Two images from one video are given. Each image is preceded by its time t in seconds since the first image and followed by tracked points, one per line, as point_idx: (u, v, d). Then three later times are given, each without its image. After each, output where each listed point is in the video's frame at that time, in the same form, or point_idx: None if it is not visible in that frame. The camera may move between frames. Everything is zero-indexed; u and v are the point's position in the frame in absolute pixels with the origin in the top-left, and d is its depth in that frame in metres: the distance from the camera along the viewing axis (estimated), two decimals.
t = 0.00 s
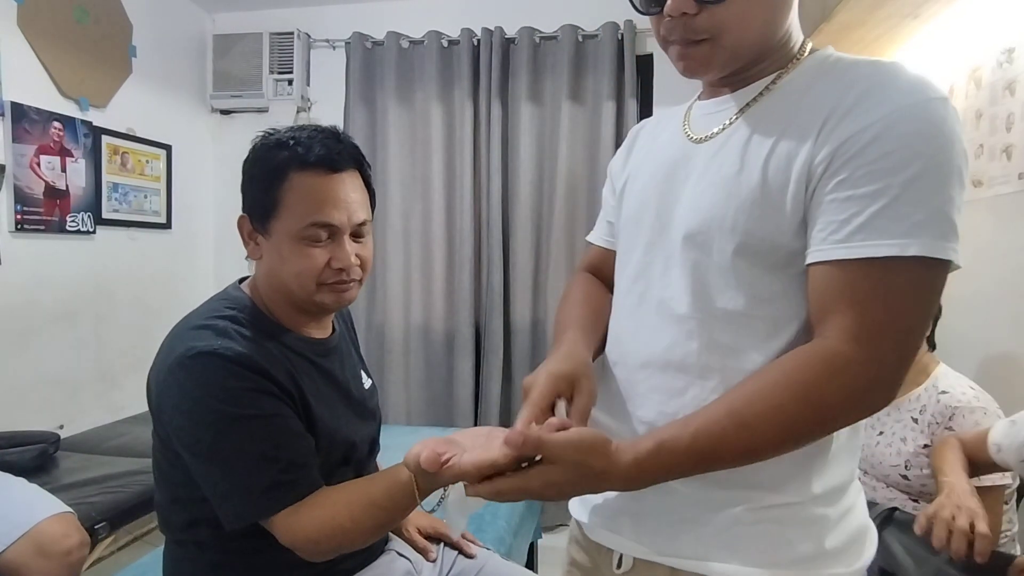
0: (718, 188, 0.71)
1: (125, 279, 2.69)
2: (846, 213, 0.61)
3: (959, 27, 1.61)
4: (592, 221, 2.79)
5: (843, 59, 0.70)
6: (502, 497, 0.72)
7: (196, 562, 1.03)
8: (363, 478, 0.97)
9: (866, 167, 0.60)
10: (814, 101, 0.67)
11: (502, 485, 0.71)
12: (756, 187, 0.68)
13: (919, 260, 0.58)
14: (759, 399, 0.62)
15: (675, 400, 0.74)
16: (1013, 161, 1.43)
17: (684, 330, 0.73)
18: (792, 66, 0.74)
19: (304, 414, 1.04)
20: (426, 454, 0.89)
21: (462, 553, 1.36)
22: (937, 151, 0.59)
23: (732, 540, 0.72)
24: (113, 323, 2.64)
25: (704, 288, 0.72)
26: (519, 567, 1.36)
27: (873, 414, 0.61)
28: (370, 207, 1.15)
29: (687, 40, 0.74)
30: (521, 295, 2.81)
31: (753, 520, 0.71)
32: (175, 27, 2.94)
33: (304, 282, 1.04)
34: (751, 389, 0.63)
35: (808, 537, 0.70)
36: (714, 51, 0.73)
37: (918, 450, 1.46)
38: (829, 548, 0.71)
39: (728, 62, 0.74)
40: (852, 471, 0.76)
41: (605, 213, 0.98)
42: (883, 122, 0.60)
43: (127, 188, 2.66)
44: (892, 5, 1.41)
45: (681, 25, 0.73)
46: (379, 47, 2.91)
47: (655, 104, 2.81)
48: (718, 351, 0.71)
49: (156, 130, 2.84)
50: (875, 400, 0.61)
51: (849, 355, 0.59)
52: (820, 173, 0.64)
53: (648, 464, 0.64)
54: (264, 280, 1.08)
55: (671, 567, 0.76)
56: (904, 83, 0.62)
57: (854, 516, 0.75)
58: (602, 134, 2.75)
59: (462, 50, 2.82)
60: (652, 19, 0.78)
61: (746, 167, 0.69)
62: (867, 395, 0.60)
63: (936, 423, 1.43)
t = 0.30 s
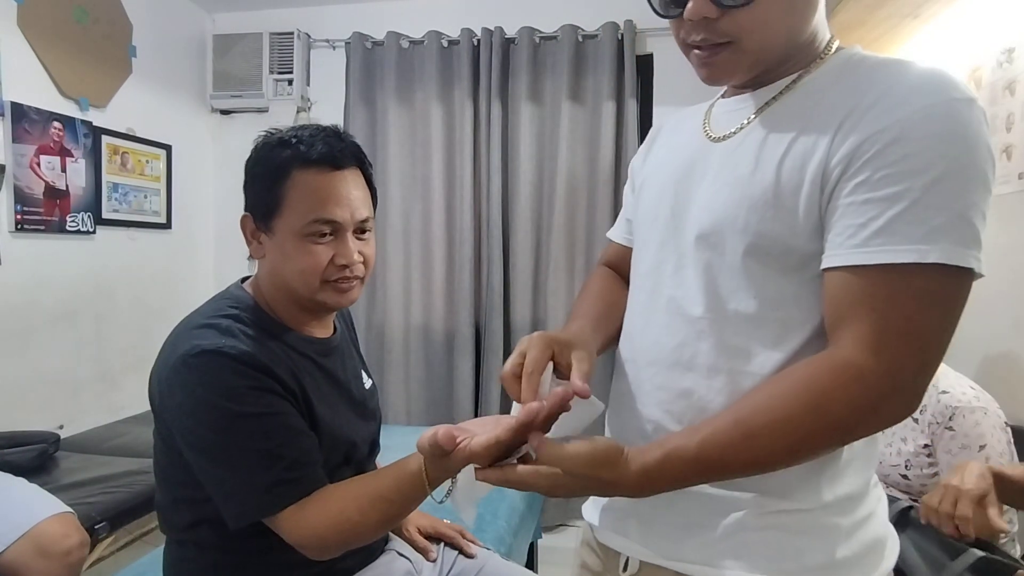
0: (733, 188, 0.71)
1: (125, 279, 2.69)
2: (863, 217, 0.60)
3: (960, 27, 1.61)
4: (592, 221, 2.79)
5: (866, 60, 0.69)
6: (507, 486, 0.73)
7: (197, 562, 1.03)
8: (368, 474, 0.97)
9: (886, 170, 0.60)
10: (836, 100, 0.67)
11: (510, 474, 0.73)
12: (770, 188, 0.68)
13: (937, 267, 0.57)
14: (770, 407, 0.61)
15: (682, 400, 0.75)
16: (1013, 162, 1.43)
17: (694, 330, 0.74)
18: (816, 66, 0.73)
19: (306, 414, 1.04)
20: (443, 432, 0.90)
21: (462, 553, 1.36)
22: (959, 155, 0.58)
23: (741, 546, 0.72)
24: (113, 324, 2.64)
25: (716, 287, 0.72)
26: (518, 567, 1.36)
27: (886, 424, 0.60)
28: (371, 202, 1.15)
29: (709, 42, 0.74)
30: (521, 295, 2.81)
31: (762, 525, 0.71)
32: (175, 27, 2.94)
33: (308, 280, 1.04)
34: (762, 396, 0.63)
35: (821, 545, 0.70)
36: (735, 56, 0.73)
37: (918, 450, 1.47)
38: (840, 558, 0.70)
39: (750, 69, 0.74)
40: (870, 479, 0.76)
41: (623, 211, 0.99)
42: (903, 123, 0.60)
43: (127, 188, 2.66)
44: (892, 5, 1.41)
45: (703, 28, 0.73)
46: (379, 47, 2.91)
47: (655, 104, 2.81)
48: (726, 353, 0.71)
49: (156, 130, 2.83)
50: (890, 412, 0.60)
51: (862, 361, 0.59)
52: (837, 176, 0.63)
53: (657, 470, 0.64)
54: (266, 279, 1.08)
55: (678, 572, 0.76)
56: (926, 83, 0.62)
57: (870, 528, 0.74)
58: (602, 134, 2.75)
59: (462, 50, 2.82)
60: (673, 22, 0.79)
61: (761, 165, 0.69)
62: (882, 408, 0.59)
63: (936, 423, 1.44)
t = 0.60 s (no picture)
0: (742, 185, 0.71)
1: (125, 279, 2.69)
2: (873, 217, 0.60)
3: (960, 28, 1.61)
4: (592, 221, 2.79)
5: (880, 59, 0.69)
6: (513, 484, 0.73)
7: (199, 561, 1.03)
8: (371, 474, 0.97)
9: (896, 168, 0.60)
10: (849, 98, 0.67)
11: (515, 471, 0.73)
12: (779, 185, 0.68)
13: (944, 267, 0.57)
14: (775, 406, 0.61)
15: (687, 398, 0.75)
16: (1014, 162, 1.43)
17: (700, 327, 0.74)
18: (830, 64, 0.73)
19: (308, 414, 1.04)
20: (451, 431, 0.89)
21: (462, 553, 1.36)
22: (970, 153, 0.58)
23: (745, 548, 0.72)
24: (113, 324, 2.64)
25: (723, 285, 0.72)
26: (518, 567, 1.36)
27: (891, 424, 0.60)
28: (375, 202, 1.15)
29: (720, 44, 0.74)
30: (521, 295, 2.81)
31: (767, 526, 0.71)
32: (175, 27, 2.94)
33: (312, 279, 1.04)
34: (767, 395, 0.63)
35: (826, 549, 0.70)
36: (749, 58, 0.73)
37: (918, 450, 1.47)
38: (846, 560, 0.70)
39: (761, 70, 0.75)
40: (878, 482, 0.76)
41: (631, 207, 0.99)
42: (916, 123, 0.60)
43: (127, 188, 2.66)
44: (893, 5, 1.41)
45: (714, 29, 0.73)
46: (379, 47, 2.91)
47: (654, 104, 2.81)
48: (732, 352, 0.72)
49: (156, 130, 2.83)
50: (896, 414, 0.59)
51: (867, 361, 0.59)
52: (847, 175, 0.63)
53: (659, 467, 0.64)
54: (270, 279, 1.08)
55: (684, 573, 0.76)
56: (938, 83, 0.62)
57: (878, 530, 0.74)
58: (603, 133, 2.75)
59: (462, 50, 2.82)
60: (686, 22, 0.79)
61: (771, 161, 0.69)
62: (887, 409, 0.59)
63: (935, 423, 1.43)
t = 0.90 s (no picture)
0: (730, 183, 0.71)
1: (125, 279, 2.68)
2: (864, 217, 0.61)
3: (959, 27, 1.61)
4: (592, 221, 2.79)
5: (864, 65, 0.69)
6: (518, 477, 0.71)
7: (199, 560, 1.03)
8: (369, 473, 0.97)
9: (885, 172, 0.60)
10: (836, 100, 0.67)
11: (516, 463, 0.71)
12: (768, 183, 0.68)
13: (932, 266, 0.58)
14: (768, 400, 0.62)
15: (679, 395, 0.75)
16: (1013, 162, 1.43)
17: (687, 323, 0.74)
18: (813, 69, 0.73)
19: (309, 415, 1.05)
20: (454, 424, 0.88)
21: (462, 552, 1.36)
22: (956, 158, 0.59)
23: (731, 538, 0.72)
24: (113, 324, 2.64)
25: (712, 281, 0.72)
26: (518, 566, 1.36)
27: (882, 417, 0.61)
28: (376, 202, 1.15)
29: (707, 47, 0.74)
30: (521, 294, 2.81)
31: (755, 519, 0.71)
32: (175, 27, 2.94)
33: (313, 278, 1.04)
34: (759, 389, 0.63)
35: (808, 537, 0.70)
36: (735, 60, 0.73)
37: (918, 450, 1.47)
38: (829, 549, 0.71)
39: (746, 72, 0.74)
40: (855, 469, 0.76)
41: (617, 210, 0.98)
42: (904, 128, 0.60)
43: (127, 188, 2.66)
44: (893, 4, 1.40)
45: (701, 32, 0.73)
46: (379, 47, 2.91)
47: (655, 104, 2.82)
48: (723, 348, 0.72)
49: (156, 130, 2.83)
50: (882, 407, 0.60)
51: (858, 355, 0.59)
52: (837, 176, 0.64)
53: (652, 459, 0.64)
54: (271, 280, 1.08)
55: (671, 565, 0.76)
56: (925, 88, 0.62)
57: (854, 519, 0.75)
58: (603, 133, 2.75)
59: (462, 50, 2.82)
60: (672, 24, 0.78)
61: (760, 158, 0.69)
62: (876, 403, 0.60)
63: (935, 422, 1.43)
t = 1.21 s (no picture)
0: (705, 179, 0.71)
1: (125, 278, 2.69)
2: (834, 209, 0.61)
3: (957, 28, 1.61)
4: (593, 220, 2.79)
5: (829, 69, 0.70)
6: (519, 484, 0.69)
7: (197, 560, 1.03)
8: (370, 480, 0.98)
9: (854, 165, 0.61)
10: (805, 98, 0.68)
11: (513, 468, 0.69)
12: (744, 178, 0.68)
13: (900, 252, 0.59)
14: (745, 376, 0.62)
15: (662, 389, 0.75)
16: (1014, 161, 1.42)
17: (666, 316, 0.73)
18: (781, 74, 0.73)
19: (307, 416, 1.04)
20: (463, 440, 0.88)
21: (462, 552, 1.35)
22: (918, 151, 0.60)
23: (705, 526, 0.71)
24: (113, 323, 2.64)
25: (690, 276, 0.71)
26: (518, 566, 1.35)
27: (859, 396, 0.62)
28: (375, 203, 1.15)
29: (681, 51, 0.74)
30: (521, 294, 2.81)
31: (729, 508, 0.70)
32: (175, 27, 2.94)
33: (311, 278, 1.04)
34: (736, 367, 0.64)
35: (778, 523, 0.70)
36: (706, 64, 0.73)
37: (918, 450, 1.47)
38: (797, 536, 0.70)
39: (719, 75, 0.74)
40: (829, 455, 0.75)
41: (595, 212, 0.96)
42: (870, 123, 0.61)
43: (127, 187, 2.66)
44: (894, 4, 1.40)
45: (675, 36, 0.73)
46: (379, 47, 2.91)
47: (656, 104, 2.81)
48: (700, 334, 0.71)
49: (156, 130, 2.83)
50: (857, 386, 0.61)
51: (834, 337, 0.60)
52: (809, 170, 0.64)
53: (632, 433, 0.64)
54: (270, 280, 1.08)
55: (648, 553, 0.75)
56: (887, 87, 0.63)
57: (823, 508, 0.74)
58: (603, 133, 2.75)
59: (462, 50, 2.82)
60: (645, 29, 0.78)
61: (737, 153, 0.69)
62: (850, 381, 0.60)
63: (936, 423, 1.43)
